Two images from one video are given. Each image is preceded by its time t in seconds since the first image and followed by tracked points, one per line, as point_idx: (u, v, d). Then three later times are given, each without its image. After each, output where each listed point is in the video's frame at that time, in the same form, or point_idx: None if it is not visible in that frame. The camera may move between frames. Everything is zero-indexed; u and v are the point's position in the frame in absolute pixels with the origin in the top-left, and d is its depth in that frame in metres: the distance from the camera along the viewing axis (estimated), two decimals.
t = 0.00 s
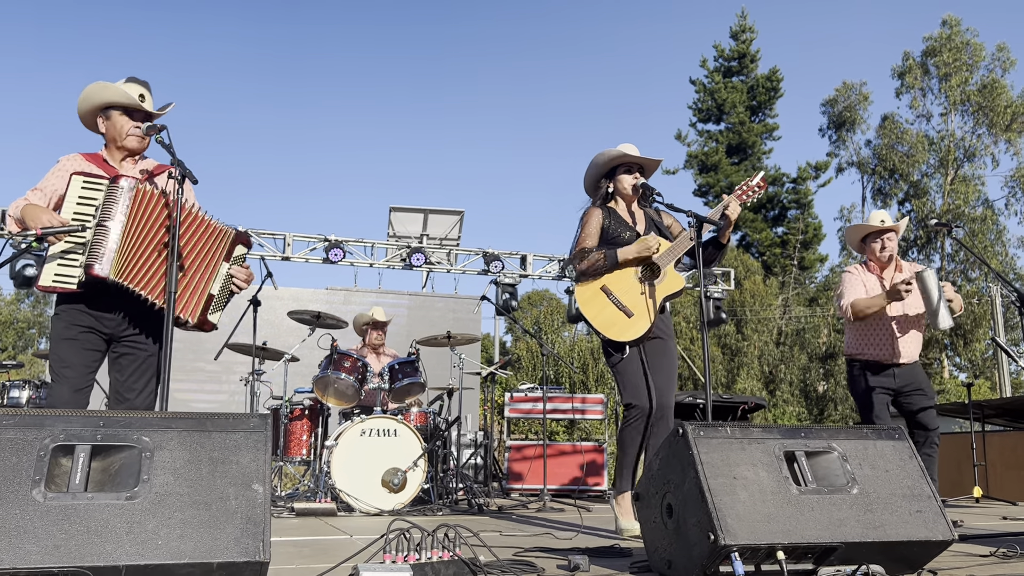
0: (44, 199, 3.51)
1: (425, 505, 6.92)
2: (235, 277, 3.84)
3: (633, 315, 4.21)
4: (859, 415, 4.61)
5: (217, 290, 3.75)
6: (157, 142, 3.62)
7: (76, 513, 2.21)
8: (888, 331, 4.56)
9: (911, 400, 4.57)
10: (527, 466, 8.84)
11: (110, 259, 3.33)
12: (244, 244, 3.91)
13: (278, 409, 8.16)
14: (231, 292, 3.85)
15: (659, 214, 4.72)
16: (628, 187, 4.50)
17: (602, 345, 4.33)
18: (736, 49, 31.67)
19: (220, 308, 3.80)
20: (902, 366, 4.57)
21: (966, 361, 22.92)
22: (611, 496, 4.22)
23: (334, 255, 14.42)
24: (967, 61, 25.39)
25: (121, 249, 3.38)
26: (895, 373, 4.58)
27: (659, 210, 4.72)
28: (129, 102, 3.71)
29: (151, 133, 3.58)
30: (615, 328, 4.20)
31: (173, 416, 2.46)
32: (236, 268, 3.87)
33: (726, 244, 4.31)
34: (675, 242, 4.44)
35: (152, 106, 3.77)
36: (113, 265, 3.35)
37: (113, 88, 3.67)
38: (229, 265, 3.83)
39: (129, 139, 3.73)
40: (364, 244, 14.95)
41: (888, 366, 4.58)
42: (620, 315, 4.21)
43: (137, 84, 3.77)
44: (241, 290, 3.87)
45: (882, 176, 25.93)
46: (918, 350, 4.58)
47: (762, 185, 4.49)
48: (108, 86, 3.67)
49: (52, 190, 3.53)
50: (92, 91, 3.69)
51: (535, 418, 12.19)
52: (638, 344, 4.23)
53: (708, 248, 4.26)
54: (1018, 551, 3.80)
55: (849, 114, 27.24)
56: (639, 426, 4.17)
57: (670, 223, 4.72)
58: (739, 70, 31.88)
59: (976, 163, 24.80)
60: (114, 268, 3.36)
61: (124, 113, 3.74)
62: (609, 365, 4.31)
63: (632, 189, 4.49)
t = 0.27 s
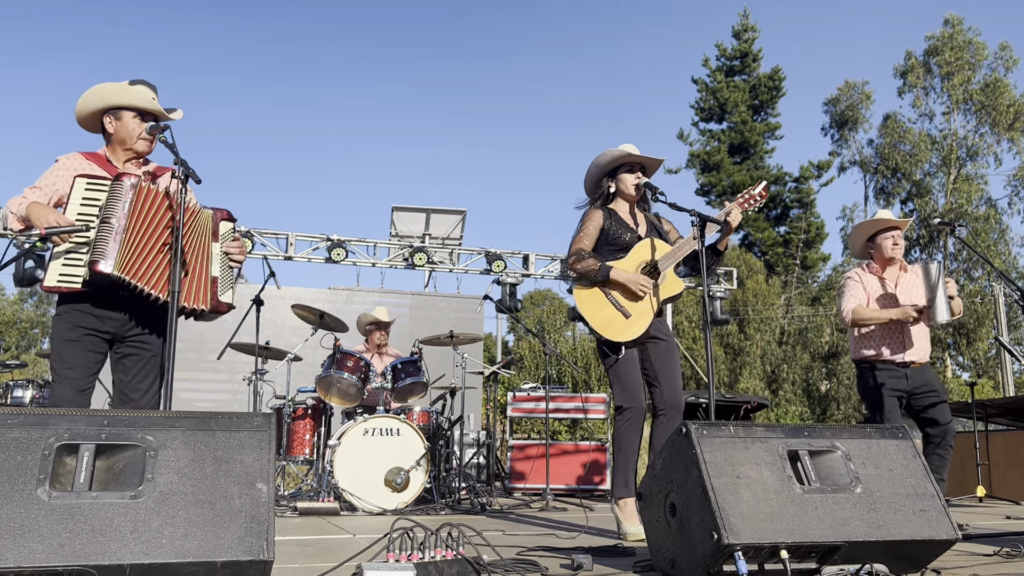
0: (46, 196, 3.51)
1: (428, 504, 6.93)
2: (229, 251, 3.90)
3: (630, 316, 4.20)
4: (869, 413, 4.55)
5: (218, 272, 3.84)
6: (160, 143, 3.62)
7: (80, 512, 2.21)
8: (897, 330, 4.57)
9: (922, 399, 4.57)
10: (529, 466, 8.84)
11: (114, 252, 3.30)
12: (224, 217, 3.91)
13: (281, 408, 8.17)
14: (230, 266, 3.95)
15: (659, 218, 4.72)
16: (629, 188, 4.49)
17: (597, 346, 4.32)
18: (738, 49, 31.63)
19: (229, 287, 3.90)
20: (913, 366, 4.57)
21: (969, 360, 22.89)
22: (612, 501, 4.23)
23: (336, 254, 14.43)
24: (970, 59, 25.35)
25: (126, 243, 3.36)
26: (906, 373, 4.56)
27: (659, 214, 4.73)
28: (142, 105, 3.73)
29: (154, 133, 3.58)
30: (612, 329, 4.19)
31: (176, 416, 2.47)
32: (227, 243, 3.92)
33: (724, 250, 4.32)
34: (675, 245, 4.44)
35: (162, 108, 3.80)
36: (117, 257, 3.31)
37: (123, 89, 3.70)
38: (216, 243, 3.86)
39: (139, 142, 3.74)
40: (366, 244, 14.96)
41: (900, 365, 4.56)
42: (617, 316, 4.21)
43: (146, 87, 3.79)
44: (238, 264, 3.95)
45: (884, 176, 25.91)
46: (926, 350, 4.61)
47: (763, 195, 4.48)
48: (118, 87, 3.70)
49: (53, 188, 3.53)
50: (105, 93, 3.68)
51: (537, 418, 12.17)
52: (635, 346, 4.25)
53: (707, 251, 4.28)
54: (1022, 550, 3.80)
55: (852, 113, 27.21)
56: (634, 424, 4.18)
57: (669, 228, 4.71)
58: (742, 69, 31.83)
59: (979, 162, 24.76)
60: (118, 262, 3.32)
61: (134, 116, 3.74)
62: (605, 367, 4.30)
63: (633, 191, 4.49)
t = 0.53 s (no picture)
0: (47, 194, 3.51)
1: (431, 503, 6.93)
2: (223, 236, 3.76)
3: (638, 313, 4.20)
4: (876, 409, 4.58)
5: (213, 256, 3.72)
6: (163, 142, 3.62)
7: (84, 511, 2.21)
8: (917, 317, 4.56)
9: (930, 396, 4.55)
10: (532, 466, 8.84)
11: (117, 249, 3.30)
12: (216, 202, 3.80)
13: (283, 408, 8.18)
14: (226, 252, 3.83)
15: (663, 215, 4.71)
16: (632, 186, 4.49)
17: (606, 344, 4.33)
18: (740, 48, 31.59)
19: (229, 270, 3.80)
20: (924, 359, 4.55)
21: (971, 360, 22.87)
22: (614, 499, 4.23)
23: (339, 254, 14.44)
24: (972, 58, 25.28)
25: (127, 240, 3.36)
26: (920, 369, 4.54)
27: (664, 211, 4.72)
28: (143, 102, 3.73)
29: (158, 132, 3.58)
30: (620, 326, 4.19)
31: (180, 415, 2.47)
32: (220, 225, 3.79)
33: (730, 243, 4.31)
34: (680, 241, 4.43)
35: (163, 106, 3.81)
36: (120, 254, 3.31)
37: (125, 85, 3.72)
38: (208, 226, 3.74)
39: (141, 139, 3.74)
40: (369, 244, 14.97)
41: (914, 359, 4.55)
42: (625, 313, 4.21)
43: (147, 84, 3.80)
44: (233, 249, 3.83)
45: (887, 175, 25.90)
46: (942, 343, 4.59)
47: (767, 186, 4.48)
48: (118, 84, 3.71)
49: (54, 185, 3.53)
50: (107, 90, 3.69)
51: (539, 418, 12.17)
52: (642, 343, 4.24)
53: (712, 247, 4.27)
54: None
55: (854, 113, 27.16)
56: (637, 423, 4.19)
57: (674, 224, 4.71)
58: (744, 68, 31.79)
59: (981, 162, 24.70)
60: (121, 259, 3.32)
61: (136, 113, 3.75)
62: (612, 363, 4.31)
63: (636, 188, 4.48)
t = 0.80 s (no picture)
0: (47, 196, 3.52)
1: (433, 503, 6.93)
2: (216, 235, 3.70)
3: (643, 318, 4.21)
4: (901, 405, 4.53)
5: (206, 257, 3.68)
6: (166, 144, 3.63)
7: (87, 511, 2.22)
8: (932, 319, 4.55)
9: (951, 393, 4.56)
10: (534, 466, 8.85)
11: (118, 256, 3.31)
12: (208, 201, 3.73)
13: (286, 408, 8.20)
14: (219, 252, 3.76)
15: (667, 217, 4.71)
16: (634, 189, 4.50)
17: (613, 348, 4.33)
18: (742, 47, 31.56)
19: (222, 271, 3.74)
20: (946, 359, 4.55)
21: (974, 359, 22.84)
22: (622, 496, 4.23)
23: (341, 254, 14.46)
24: (975, 57, 25.21)
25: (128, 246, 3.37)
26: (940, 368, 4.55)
27: (667, 214, 4.72)
28: (143, 104, 3.74)
29: (160, 134, 3.59)
30: (625, 331, 4.20)
31: (183, 416, 2.48)
32: (213, 226, 3.72)
33: (734, 245, 4.31)
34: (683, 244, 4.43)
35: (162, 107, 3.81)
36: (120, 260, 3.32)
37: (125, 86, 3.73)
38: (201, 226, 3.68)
39: (141, 140, 3.75)
40: (371, 244, 14.98)
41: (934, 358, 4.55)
42: (630, 318, 4.21)
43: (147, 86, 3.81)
44: (227, 249, 3.77)
45: (890, 174, 25.88)
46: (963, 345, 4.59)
47: (771, 186, 4.47)
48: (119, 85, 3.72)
49: (54, 187, 3.54)
50: (107, 91, 3.70)
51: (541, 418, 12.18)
52: (649, 347, 4.24)
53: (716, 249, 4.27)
54: None
55: (856, 112, 27.14)
56: (648, 424, 4.18)
57: (678, 226, 4.71)
58: (746, 68, 31.77)
59: (984, 161, 24.65)
60: (121, 266, 3.33)
61: (135, 114, 3.76)
62: (619, 365, 4.32)
63: (638, 192, 4.49)
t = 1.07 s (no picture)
0: (51, 196, 3.53)
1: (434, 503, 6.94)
2: (217, 231, 3.71)
3: (642, 315, 4.21)
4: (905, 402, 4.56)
5: (206, 253, 3.66)
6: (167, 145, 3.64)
7: (88, 512, 2.23)
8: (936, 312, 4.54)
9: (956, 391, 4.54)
10: (536, 466, 8.84)
11: (123, 255, 3.32)
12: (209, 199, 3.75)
13: (287, 408, 8.20)
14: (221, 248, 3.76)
15: (665, 215, 4.71)
16: (634, 187, 4.50)
17: (610, 346, 4.32)
18: (743, 47, 31.54)
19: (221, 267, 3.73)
20: (951, 356, 4.53)
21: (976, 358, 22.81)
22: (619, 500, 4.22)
23: (342, 255, 14.46)
24: (976, 56, 25.21)
25: (132, 245, 3.37)
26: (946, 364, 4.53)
27: (665, 212, 4.72)
28: (143, 105, 3.74)
29: (161, 134, 3.59)
30: (625, 328, 4.19)
31: (185, 416, 2.48)
32: (213, 222, 3.73)
33: (733, 243, 4.32)
34: (683, 243, 4.44)
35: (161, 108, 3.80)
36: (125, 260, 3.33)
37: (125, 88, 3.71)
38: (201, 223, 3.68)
39: (140, 140, 3.76)
40: (372, 244, 14.99)
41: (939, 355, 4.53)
42: (630, 315, 4.21)
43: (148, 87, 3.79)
44: (228, 245, 3.77)
45: (891, 173, 25.87)
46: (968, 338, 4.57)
47: (766, 180, 4.47)
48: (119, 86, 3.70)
49: (57, 187, 3.55)
50: (103, 94, 3.69)
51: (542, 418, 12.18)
52: (648, 346, 4.24)
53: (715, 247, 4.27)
54: None
55: (858, 111, 27.12)
56: (643, 427, 4.16)
57: (676, 224, 4.72)
58: (747, 67, 31.74)
59: (986, 160, 24.61)
60: (126, 265, 3.34)
61: (135, 115, 3.76)
62: (617, 364, 4.30)
63: (638, 189, 4.49)
